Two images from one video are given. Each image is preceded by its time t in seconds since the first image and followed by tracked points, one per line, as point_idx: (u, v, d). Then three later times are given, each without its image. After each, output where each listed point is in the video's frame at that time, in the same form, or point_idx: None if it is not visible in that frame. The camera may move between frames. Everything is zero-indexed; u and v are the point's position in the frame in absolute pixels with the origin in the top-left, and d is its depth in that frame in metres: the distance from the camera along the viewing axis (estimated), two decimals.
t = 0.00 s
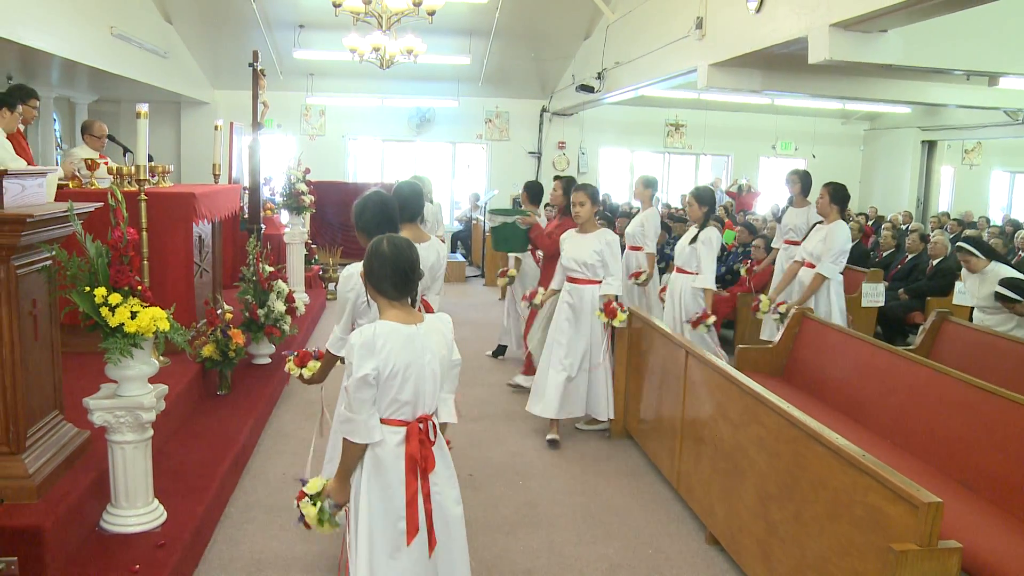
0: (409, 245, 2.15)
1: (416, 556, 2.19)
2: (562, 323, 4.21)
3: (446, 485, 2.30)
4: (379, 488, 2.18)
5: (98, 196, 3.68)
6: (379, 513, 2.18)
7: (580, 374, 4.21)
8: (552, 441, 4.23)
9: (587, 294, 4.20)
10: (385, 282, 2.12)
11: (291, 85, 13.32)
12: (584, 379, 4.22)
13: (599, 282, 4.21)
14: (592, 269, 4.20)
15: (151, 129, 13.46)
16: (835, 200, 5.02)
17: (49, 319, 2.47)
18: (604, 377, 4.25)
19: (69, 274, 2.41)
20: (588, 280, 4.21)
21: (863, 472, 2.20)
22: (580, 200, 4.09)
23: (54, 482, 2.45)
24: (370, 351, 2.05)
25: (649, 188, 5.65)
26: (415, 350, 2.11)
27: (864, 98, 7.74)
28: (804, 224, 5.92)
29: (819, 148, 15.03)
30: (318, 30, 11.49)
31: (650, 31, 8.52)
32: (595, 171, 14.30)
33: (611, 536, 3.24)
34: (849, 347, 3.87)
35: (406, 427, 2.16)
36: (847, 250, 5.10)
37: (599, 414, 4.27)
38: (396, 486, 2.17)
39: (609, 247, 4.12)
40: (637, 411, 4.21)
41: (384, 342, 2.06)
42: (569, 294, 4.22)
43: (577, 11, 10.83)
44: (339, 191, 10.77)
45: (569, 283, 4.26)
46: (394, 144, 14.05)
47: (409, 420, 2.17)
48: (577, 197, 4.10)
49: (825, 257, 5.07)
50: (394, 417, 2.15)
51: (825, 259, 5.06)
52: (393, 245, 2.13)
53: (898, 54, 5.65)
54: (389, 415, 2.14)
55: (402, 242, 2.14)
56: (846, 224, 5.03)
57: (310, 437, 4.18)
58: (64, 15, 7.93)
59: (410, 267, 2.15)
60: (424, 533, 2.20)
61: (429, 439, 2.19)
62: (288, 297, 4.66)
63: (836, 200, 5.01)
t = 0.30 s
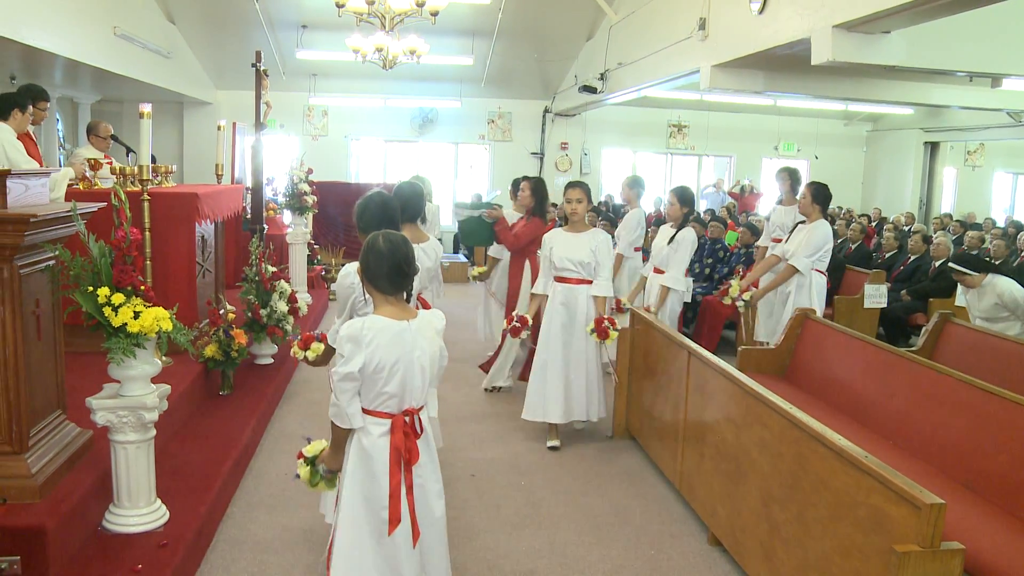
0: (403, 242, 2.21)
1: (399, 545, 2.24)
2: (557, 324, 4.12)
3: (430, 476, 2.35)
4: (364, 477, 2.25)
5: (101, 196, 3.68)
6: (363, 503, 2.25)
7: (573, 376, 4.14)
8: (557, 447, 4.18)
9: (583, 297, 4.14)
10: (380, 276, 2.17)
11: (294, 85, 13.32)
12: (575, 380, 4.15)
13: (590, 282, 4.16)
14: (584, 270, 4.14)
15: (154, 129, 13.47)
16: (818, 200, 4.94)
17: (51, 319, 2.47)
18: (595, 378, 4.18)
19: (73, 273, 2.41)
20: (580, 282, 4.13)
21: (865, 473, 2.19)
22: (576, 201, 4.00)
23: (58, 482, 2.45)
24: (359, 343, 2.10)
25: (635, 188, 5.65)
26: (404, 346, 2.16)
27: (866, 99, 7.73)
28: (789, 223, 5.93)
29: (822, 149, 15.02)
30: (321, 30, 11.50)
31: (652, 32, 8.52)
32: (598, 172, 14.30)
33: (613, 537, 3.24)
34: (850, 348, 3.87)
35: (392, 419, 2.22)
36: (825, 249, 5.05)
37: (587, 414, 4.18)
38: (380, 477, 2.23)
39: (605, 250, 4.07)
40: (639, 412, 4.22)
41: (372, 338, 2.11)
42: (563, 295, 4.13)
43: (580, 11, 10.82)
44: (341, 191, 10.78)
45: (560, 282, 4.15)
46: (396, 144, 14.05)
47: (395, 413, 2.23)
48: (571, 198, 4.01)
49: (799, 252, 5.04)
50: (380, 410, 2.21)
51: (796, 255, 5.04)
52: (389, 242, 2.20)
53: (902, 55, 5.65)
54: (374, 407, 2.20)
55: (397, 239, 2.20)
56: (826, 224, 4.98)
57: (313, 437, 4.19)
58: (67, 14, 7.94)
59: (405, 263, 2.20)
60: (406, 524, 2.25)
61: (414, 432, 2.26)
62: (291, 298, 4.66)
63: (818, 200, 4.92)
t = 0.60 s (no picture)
0: (402, 242, 2.22)
1: (390, 540, 2.24)
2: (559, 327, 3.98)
3: (423, 472, 2.35)
4: (355, 470, 2.26)
5: (105, 196, 3.69)
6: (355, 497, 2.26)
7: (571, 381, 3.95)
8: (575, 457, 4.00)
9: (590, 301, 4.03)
10: (377, 276, 2.18)
11: (296, 85, 13.33)
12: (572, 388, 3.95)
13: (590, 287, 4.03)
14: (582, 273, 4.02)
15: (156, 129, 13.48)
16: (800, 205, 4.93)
17: (55, 319, 2.48)
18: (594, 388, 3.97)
19: (76, 273, 2.42)
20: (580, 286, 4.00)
21: (867, 474, 2.19)
22: (581, 203, 3.87)
23: (60, 482, 2.45)
24: (352, 341, 2.13)
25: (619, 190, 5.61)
26: (397, 345, 2.18)
27: (869, 100, 7.72)
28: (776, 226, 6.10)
29: (824, 150, 15.01)
30: (324, 30, 11.51)
31: (655, 33, 8.52)
32: (600, 172, 14.30)
33: (616, 537, 3.24)
34: (852, 349, 3.86)
35: (383, 415, 2.24)
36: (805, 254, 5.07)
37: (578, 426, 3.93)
38: (370, 471, 2.24)
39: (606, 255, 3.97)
40: (641, 413, 4.21)
41: (366, 335, 2.13)
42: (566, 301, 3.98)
43: (582, 12, 10.85)
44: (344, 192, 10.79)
45: (560, 287, 4.01)
46: (398, 145, 14.06)
47: (387, 409, 2.25)
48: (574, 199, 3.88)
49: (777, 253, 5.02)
50: (372, 406, 2.24)
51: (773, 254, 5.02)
52: (387, 242, 2.20)
53: (904, 56, 5.64)
54: (367, 403, 2.23)
55: (395, 239, 2.21)
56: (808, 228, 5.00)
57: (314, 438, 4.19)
58: (69, 14, 7.94)
59: (402, 262, 2.21)
60: (397, 518, 2.24)
61: (405, 428, 2.27)
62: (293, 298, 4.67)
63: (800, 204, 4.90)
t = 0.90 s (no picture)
0: (394, 240, 2.23)
1: (374, 533, 2.25)
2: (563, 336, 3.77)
3: (416, 469, 2.36)
4: (346, 462, 2.28)
5: (105, 196, 3.68)
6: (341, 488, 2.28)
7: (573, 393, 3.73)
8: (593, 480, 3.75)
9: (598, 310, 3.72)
10: (369, 273, 2.19)
11: (296, 85, 13.34)
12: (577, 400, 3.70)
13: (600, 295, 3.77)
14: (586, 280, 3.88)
15: (156, 129, 13.48)
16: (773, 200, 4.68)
17: (55, 319, 2.48)
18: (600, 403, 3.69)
19: (76, 273, 2.42)
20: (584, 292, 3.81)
21: (867, 472, 2.19)
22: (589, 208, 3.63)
23: (60, 482, 2.45)
24: (347, 340, 2.15)
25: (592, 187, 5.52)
26: (391, 344, 2.20)
27: (869, 99, 7.71)
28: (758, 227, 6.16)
29: (825, 149, 14.99)
30: (324, 30, 11.50)
31: (655, 32, 8.51)
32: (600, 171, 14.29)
33: (617, 537, 3.23)
34: (853, 347, 3.86)
35: (377, 411, 2.27)
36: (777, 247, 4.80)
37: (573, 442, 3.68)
38: (361, 465, 2.27)
39: (615, 256, 3.75)
40: (642, 412, 4.21)
41: (360, 334, 2.16)
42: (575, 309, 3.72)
43: (582, 12, 10.85)
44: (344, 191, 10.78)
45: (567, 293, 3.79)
46: (399, 144, 14.05)
47: (381, 405, 2.27)
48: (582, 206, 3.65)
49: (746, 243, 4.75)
50: (367, 402, 2.26)
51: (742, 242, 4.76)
52: (379, 240, 2.21)
53: (904, 55, 5.64)
54: (361, 399, 2.25)
55: (387, 237, 2.22)
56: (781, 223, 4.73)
57: (315, 437, 4.19)
58: (70, 14, 7.94)
59: (395, 259, 2.23)
60: (382, 512, 2.26)
61: (399, 424, 2.29)
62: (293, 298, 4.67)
63: (772, 198, 4.65)
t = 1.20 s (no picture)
0: (386, 236, 2.27)
1: (365, 520, 2.33)
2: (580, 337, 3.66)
3: (408, 460, 2.39)
4: (338, 454, 2.32)
5: (106, 194, 3.68)
6: (333, 478, 2.33)
7: (592, 394, 3.65)
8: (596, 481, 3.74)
9: (618, 307, 3.69)
10: (361, 267, 2.23)
11: (297, 84, 13.34)
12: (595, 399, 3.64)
13: (620, 290, 3.70)
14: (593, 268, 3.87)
15: (157, 127, 13.50)
16: (749, 192, 4.55)
17: (57, 318, 2.49)
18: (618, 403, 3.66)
19: (78, 272, 2.42)
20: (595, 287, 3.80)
21: (869, 470, 2.19)
22: (602, 204, 3.56)
23: (63, 480, 2.45)
24: (337, 333, 2.19)
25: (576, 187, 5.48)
26: (381, 339, 2.23)
27: (870, 96, 7.70)
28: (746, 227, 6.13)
29: (827, 146, 14.96)
30: (324, 28, 11.50)
31: (656, 29, 8.50)
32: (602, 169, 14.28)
33: (618, 534, 3.24)
34: (856, 345, 3.85)
35: (369, 405, 2.29)
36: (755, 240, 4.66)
37: (592, 443, 3.63)
38: (353, 457, 2.30)
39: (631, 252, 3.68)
40: (643, 409, 4.21)
41: (350, 328, 2.19)
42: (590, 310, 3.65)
43: (583, 10, 10.85)
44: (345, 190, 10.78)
45: (582, 291, 3.69)
46: (400, 143, 14.05)
47: (373, 399, 2.30)
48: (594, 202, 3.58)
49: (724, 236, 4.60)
50: (359, 395, 2.29)
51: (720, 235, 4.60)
52: (371, 235, 2.24)
53: (906, 52, 5.63)
54: (353, 391, 2.29)
55: (379, 232, 2.26)
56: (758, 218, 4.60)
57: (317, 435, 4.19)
58: (71, 12, 7.95)
59: (387, 254, 2.26)
60: (373, 503, 2.32)
61: (391, 419, 2.31)
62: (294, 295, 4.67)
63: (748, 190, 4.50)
